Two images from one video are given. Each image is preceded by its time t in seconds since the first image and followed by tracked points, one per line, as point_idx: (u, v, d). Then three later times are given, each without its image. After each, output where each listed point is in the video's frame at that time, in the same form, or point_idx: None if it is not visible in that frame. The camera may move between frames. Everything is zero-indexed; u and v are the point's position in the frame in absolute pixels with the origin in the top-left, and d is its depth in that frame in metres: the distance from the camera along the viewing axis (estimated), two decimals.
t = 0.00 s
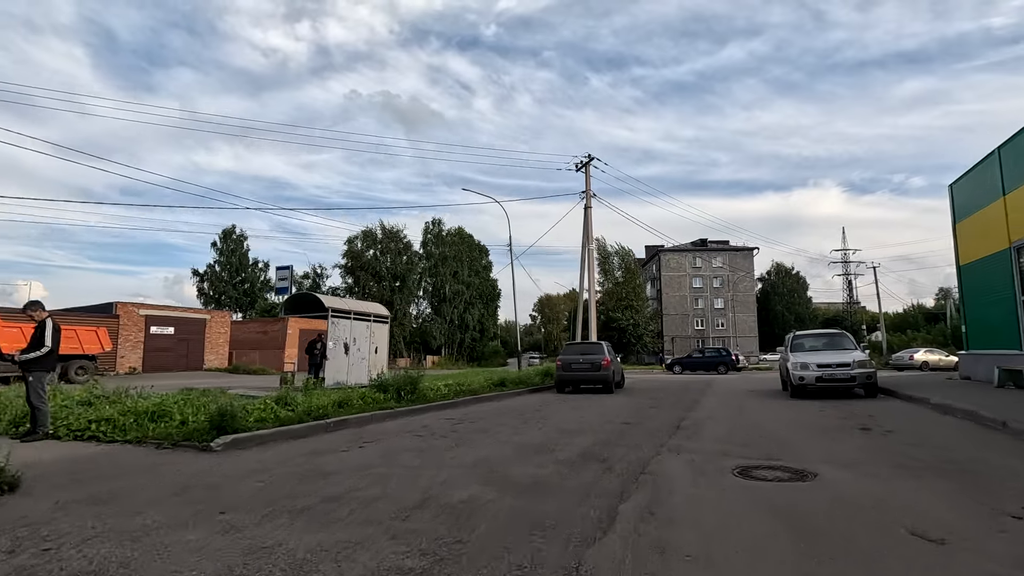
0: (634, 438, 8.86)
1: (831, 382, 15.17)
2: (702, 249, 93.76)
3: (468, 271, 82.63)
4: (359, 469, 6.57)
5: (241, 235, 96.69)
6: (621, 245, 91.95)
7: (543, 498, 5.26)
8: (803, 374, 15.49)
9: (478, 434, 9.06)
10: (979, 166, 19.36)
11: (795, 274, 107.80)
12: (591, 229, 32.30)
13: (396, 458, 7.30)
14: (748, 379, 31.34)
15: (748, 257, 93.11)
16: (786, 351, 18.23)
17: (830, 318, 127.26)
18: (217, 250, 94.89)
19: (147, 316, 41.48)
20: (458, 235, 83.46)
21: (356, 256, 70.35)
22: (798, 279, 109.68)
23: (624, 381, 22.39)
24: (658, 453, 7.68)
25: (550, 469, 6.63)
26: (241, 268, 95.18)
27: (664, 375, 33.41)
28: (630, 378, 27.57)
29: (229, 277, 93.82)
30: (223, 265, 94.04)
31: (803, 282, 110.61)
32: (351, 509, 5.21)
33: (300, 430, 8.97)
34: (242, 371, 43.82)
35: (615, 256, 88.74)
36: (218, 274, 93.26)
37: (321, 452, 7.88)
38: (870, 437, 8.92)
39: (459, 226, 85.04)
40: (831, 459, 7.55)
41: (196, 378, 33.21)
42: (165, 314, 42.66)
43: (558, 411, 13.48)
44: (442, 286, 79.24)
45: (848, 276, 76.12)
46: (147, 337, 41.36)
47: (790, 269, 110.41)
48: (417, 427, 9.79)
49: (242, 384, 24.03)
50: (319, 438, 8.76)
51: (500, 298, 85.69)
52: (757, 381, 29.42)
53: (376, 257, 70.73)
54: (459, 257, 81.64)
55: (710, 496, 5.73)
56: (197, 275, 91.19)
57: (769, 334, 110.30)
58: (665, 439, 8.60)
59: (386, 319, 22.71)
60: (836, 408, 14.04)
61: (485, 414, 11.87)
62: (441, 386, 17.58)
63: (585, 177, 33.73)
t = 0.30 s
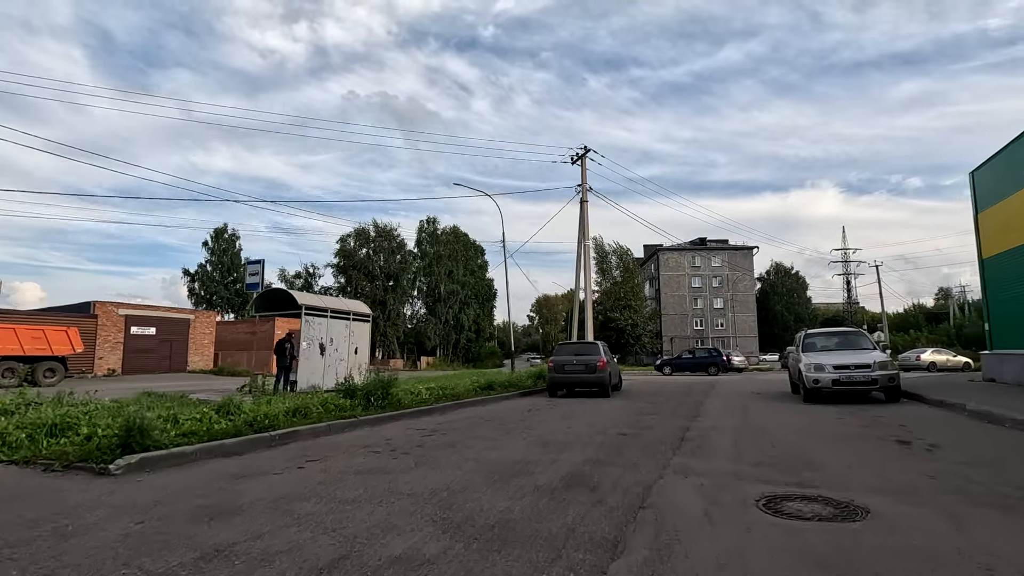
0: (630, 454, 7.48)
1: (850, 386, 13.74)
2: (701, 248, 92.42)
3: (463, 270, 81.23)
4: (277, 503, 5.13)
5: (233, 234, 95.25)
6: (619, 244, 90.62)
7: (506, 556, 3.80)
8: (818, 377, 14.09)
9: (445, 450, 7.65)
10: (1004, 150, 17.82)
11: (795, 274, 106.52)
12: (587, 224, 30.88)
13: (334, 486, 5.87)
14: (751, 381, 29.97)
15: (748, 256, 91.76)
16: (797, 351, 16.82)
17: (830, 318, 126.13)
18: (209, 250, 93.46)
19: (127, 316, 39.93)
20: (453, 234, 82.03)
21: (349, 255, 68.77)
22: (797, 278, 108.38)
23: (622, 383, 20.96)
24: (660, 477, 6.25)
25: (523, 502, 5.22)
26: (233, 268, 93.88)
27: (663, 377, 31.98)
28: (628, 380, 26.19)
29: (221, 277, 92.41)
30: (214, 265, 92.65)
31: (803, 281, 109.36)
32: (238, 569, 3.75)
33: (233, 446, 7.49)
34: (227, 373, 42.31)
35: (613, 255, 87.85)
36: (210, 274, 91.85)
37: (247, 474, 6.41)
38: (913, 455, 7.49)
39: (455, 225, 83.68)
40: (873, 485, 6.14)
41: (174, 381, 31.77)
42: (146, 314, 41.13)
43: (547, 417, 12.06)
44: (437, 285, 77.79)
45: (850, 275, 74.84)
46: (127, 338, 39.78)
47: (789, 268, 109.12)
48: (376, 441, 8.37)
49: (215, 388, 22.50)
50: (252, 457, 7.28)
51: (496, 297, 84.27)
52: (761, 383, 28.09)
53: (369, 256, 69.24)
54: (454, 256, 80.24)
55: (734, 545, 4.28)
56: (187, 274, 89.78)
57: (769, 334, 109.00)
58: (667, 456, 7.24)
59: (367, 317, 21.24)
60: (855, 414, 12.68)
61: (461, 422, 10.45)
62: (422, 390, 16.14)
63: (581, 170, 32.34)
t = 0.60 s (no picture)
0: (624, 481, 6.04)
1: (872, 391, 12.27)
2: (699, 246, 91.09)
3: (458, 270, 79.81)
4: (124, 569, 3.65)
5: (224, 234, 93.67)
6: (616, 243, 89.30)
7: None
8: (835, 380, 12.62)
9: (394, 477, 6.18)
10: None
11: (795, 273, 105.27)
12: (581, 219, 29.43)
13: (225, 533, 4.38)
14: (754, 383, 28.56)
15: (748, 255, 90.45)
16: (809, 351, 15.38)
17: (829, 318, 124.97)
18: (199, 249, 91.85)
19: (103, 316, 38.34)
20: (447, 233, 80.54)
21: (339, 253, 67.23)
22: (797, 278, 107.14)
23: (618, 386, 19.49)
24: (664, 520, 4.76)
25: (471, 564, 3.76)
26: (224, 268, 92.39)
27: (662, 379, 30.58)
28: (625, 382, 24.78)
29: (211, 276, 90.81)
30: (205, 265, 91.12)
31: (802, 281, 108.16)
32: None
33: (128, 473, 6.04)
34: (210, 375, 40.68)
35: (610, 253, 86.51)
36: (199, 274, 90.29)
37: (125, 512, 4.94)
38: (978, 486, 6.02)
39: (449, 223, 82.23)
40: (946, 530, 4.67)
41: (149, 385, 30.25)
42: (123, 314, 39.51)
43: (531, 428, 10.62)
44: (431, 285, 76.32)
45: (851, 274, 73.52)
46: (104, 339, 38.16)
47: (788, 268, 107.82)
48: (316, 463, 6.89)
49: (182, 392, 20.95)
50: (145, 486, 5.76)
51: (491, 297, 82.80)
52: (766, 386, 26.70)
53: (361, 255, 67.73)
54: (448, 255, 78.79)
55: None
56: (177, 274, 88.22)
57: (767, 334, 107.77)
58: (669, 484, 5.81)
59: (344, 316, 19.73)
60: (881, 424, 11.24)
61: (428, 437, 8.98)
62: (398, 395, 14.68)
63: (575, 162, 30.94)
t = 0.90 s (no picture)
0: (612, 522, 4.60)
1: (900, 396, 10.85)
2: (697, 245, 89.78)
3: (452, 269, 78.37)
4: None
5: (214, 233, 92.04)
6: (613, 242, 87.96)
7: None
8: (857, 384, 11.21)
9: (309, 517, 4.69)
10: None
11: (794, 273, 104.02)
12: (575, 213, 27.95)
13: None
14: (756, 386, 27.11)
15: (746, 253, 89.15)
16: (823, 351, 13.97)
17: (829, 318, 123.84)
18: (188, 248, 90.16)
19: (77, 316, 36.73)
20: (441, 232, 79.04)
21: (329, 252, 65.70)
22: (795, 277, 105.88)
23: (614, 389, 18.04)
24: None
25: None
26: (214, 268, 90.82)
27: (661, 382, 29.17)
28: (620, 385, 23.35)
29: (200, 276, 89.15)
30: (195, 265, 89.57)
31: (801, 280, 106.91)
32: None
33: None
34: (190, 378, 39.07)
35: (607, 252, 85.11)
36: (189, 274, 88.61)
37: None
38: None
39: (444, 222, 80.76)
40: None
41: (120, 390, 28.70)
42: (99, 314, 37.93)
43: (510, 440, 9.13)
44: (424, 285, 74.83)
45: (853, 272, 72.17)
46: (78, 340, 36.55)
47: (787, 267, 106.51)
48: (220, 496, 5.39)
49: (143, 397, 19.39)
50: None
51: (486, 297, 81.34)
52: (770, 389, 25.28)
53: (352, 254, 66.16)
54: (442, 254, 77.33)
55: None
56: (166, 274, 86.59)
57: (766, 335, 106.51)
58: (672, 527, 4.37)
59: (317, 314, 18.19)
60: (914, 435, 9.82)
61: (382, 455, 7.50)
62: (368, 402, 13.20)
63: (569, 155, 29.56)
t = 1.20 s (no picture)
0: None
1: (931, 402, 9.41)
2: (693, 244, 88.50)
3: (443, 268, 76.83)
4: None
5: (201, 232, 90.21)
6: (607, 240, 86.61)
7: None
8: (881, 388, 9.77)
9: None
10: None
11: (790, 271, 102.88)
12: (565, 206, 26.62)
13: None
14: (757, 387, 25.82)
15: (743, 252, 87.91)
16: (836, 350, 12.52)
17: (826, 318, 122.76)
18: (174, 248, 88.28)
19: (45, 317, 35.02)
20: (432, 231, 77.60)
21: (316, 251, 64.36)
22: (792, 276, 104.68)
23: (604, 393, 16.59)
24: None
25: None
26: (202, 268, 88.91)
27: (656, 384, 27.69)
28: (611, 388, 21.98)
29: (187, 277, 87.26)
30: (182, 265, 87.69)
31: (797, 279, 105.74)
32: None
33: None
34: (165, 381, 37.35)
35: (601, 251, 83.74)
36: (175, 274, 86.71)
37: None
38: None
39: (435, 220, 79.28)
40: None
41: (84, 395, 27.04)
42: (69, 315, 36.24)
43: (475, 456, 7.65)
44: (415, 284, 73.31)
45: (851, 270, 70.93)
46: (46, 342, 34.82)
47: (783, 266, 105.32)
48: (38, 557, 3.83)
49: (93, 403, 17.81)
50: None
51: (478, 297, 79.77)
52: (773, 391, 24.05)
53: (340, 253, 64.52)
54: (432, 253, 75.82)
55: None
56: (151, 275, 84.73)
57: (763, 334, 105.29)
58: None
59: (282, 313, 16.64)
60: (953, 448, 8.38)
61: (306, 483, 5.99)
62: (325, 411, 11.66)
63: (559, 145, 28.15)
